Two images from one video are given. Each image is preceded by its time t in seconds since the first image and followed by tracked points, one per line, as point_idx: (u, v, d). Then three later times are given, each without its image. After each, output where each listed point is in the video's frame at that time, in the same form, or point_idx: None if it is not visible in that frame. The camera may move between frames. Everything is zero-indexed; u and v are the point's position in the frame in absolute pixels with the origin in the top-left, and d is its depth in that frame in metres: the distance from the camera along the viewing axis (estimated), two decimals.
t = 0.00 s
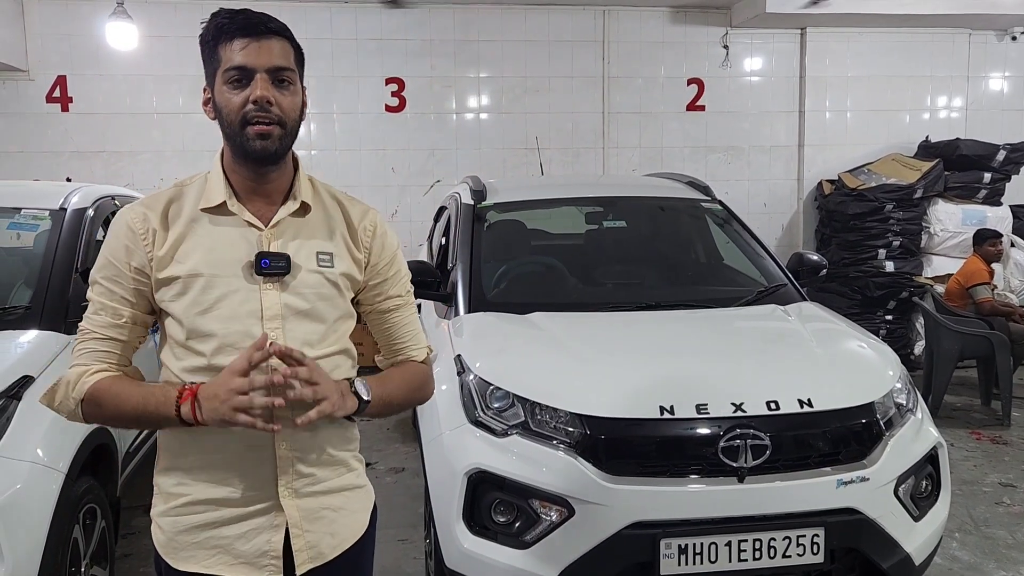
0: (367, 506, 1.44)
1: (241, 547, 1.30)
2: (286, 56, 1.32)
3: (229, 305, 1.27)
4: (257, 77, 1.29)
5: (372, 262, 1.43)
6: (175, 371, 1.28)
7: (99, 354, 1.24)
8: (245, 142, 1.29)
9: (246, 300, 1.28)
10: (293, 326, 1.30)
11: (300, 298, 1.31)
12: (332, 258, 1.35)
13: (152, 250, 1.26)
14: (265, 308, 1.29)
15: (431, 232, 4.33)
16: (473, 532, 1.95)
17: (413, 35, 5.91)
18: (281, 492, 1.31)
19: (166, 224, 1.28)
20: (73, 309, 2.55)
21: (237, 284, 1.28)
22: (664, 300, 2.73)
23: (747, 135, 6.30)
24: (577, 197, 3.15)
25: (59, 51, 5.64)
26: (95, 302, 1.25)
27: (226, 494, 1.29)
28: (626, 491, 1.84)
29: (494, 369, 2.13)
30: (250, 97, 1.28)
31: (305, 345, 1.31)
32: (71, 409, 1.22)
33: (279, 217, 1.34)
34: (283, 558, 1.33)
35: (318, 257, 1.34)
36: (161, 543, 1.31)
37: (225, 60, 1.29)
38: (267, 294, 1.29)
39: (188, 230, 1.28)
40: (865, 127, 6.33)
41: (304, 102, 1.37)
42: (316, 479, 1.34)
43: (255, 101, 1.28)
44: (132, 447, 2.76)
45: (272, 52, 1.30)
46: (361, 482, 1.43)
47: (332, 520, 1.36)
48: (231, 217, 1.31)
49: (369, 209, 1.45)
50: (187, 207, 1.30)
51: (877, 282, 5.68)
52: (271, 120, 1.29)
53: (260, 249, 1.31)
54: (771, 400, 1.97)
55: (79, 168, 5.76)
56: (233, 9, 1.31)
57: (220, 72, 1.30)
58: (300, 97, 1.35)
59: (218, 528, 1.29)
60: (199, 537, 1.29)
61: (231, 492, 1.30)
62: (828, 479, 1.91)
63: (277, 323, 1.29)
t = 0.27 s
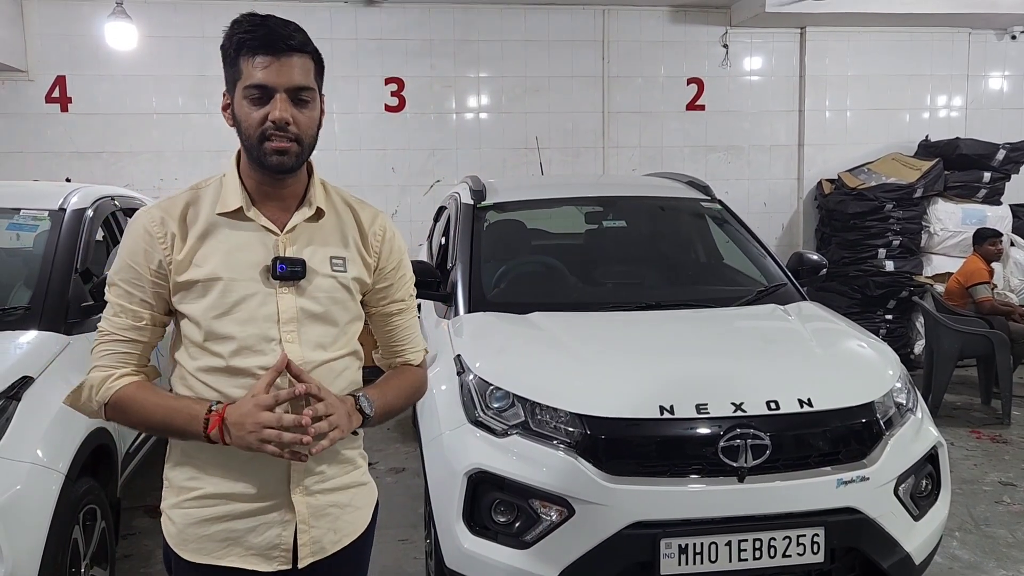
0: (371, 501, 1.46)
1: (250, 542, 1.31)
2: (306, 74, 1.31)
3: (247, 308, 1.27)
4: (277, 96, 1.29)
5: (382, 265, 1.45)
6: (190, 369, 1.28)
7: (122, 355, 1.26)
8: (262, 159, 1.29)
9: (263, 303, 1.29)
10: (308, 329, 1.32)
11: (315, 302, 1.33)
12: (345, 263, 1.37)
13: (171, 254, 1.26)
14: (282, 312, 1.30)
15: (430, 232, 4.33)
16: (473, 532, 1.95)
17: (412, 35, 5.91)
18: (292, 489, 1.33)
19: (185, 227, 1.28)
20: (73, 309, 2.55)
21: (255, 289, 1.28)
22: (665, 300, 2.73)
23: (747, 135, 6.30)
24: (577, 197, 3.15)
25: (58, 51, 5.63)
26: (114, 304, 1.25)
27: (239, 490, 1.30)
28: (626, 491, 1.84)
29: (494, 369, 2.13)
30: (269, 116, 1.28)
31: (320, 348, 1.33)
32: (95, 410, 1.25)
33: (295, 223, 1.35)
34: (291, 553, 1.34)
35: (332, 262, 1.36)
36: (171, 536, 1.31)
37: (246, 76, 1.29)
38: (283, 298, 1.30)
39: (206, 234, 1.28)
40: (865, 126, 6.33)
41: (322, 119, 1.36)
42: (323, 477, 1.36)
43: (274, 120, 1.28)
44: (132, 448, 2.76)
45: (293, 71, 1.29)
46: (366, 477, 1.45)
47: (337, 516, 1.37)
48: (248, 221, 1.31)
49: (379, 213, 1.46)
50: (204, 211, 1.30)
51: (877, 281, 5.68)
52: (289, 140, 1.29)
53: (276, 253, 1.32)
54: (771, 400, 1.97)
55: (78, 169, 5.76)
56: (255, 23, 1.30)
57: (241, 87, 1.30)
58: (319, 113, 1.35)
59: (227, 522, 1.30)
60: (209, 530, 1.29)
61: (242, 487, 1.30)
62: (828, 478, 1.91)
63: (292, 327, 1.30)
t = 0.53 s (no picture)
0: (375, 497, 1.47)
1: (258, 535, 1.32)
2: (327, 82, 1.31)
3: (259, 312, 1.28)
4: (298, 102, 1.28)
5: (387, 268, 1.47)
6: (201, 368, 1.28)
7: (137, 353, 1.25)
8: (278, 165, 1.29)
9: (274, 307, 1.29)
10: (318, 333, 1.34)
11: (324, 306, 1.34)
12: (353, 267, 1.39)
13: (186, 254, 1.25)
14: (292, 315, 1.30)
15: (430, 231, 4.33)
16: (472, 532, 1.95)
17: (412, 34, 5.91)
18: (301, 485, 1.34)
19: (199, 228, 1.28)
20: (72, 309, 2.54)
21: (267, 292, 1.29)
22: (664, 299, 2.73)
23: (746, 135, 6.30)
24: (577, 197, 3.15)
25: (57, 51, 5.63)
26: (128, 303, 1.24)
27: (249, 485, 1.31)
28: (625, 490, 1.84)
29: (493, 369, 2.13)
30: (288, 122, 1.28)
31: (329, 350, 1.35)
32: (109, 409, 1.24)
33: (306, 227, 1.35)
34: (298, 547, 1.35)
35: (341, 266, 1.37)
36: (179, 529, 1.32)
37: (267, 80, 1.29)
38: (293, 302, 1.31)
39: (220, 237, 1.28)
40: (864, 126, 6.33)
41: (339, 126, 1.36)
42: (329, 473, 1.37)
43: (293, 127, 1.28)
44: (131, 448, 2.76)
45: (315, 78, 1.29)
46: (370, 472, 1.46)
47: (348, 510, 1.40)
48: (260, 224, 1.31)
49: (385, 217, 1.48)
50: (217, 212, 1.29)
51: (876, 281, 5.69)
52: (307, 147, 1.29)
53: (287, 257, 1.32)
54: (771, 400, 1.97)
55: (77, 169, 5.76)
56: (279, 29, 1.30)
57: (261, 91, 1.29)
58: (337, 121, 1.35)
59: (236, 517, 1.30)
60: (218, 524, 1.30)
61: (249, 482, 1.31)
62: (827, 478, 1.91)
63: (303, 330, 1.31)
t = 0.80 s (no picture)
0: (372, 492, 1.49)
1: (259, 532, 1.32)
2: (338, 92, 1.31)
3: (260, 313, 1.28)
4: (316, 115, 1.27)
5: (380, 266, 1.48)
6: (201, 370, 1.28)
7: (135, 357, 1.23)
8: (292, 176, 1.28)
9: (274, 308, 1.30)
10: (317, 332, 1.35)
11: (323, 305, 1.35)
12: (349, 265, 1.40)
13: (184, 257, 1.25)
14: (292, 315, 1.31)
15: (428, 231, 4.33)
16: (470, 530, 1.95)
17: (410, 33, 5.90)
18: (302, 483, 1.34)
19: (196, 230, 1.27)
20: (70, 308, 2.54)
21: (267, 293, 1.29)
22: (662, 298, 2.73)
23: (744, 134, 6.30)
24: (575, 196, 3.15)
25: (55, 50, 5.62)
26: (125, 306, 1.22)
27: (250, 483, 1.31)
28: (623, 489, 1.84)
29: (491, 368, 2.13)
30: (306, 135, 1.27)
31: (329, 349, 1.36)
32: (107, 414, 1.22)
33: (303, 227, 1.35)
34: (298, 544, 1.36)
35: (337, 265, 1.38)
36: (179, 527, 1.31)
37: (283, 89, 1.25)
38: (293, 301, 1.32)
39: (218, 239, 1.28)
40: (862, 125, 6.33)
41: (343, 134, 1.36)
42: (329, 469, 1.38)
43: (311, 140, 1.27)
44: (128, 447, 2.76)
45: (332, 91, 1.28)
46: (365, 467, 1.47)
47: (350, 504, 1.41)
48: (258, 226, 1.31)
49: (377, 215, 1.49)
50: (214, 214, 1.29)
51: (874, 280, 5.70)
52: (323, 161, 1.29)
53: (286, 257, 1.33)
54: (768, 398, 1.97)
55: (75, 167, 5.75)
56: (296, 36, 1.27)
57: (275, 99, 1.26)
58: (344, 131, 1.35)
59: (238, 513, 1.31)
60: (220, 521, 1.30)
61: (251, 480, 1.31)
62: (825, 477, 1.91)
63: (303, 329, 1.32)
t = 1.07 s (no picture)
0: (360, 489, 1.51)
1: (255, 534, 1.32)
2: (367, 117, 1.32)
3: (254, 315, 1.28)
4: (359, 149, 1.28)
5: (362, 260, 1.52)
6: (191, 377, 1.27)
7: (116, 367, 1.18)
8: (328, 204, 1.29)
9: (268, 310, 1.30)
10: (310, 332, 1.36)
11: (313, 305, 1.36)
12: (335, 263, 1.41)
13: (173, 263, 1.22)
14: (285, 317, 1.32)
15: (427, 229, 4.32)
16: (469, 529, 1.95)
17: (408, 32, 5.90)
18: (297, 485, 1.35)
19: (184, 234, 1.24)
20: (68, 307, 2.54)
21: (258, 295, 1.29)
22: (661, 297, 2.73)
23: (743, 132, 6.30)
24: (574, 194, 3.14)
25: (53, 49, 5.62)
26: (107, 314, 1.18)
27: (247, 487, 1.31)
28: (621, 487, 1.84)
29: (490, 366, 2.13)
30: (349, 167, 1.28)
31: (322, 348, 1.38)
32: (89, 425, 1.16)
33: (292, 228, 1.35)
34: (293, 546, 1.37)
35: (325, 263, 1.40)
36: (172, 535, 1.30)
37: (337, 125, 1.23)
38: (284, 303, 1.32)
39: (207, 243, 1.26)
40: (861, 123, 6.33)
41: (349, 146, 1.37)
42: (322, 469, 1.39)
43: (352, 165, 1.28)
44: (127, 447, 2.75)
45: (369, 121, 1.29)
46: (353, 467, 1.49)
47: (340, 505, 1.42)
48: (247, 228, 1.30)
49: (356, 212, 1.51)
50: (201, 219, 1.27)
51: (873, 278, 5.70)
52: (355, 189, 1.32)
53: (276, 259, 1.32)
54: (766, 397, 1.98)
55: (73, 167, 5.75)
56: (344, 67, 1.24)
57: (328, 134, 1.23)
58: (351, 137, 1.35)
59: (234, 516, 1.31)
60: (214, 526, 1.30)
61: (246, 483, 1.31)
62: (823, 474, 1.91)
63: (296, 330, 1.33)
